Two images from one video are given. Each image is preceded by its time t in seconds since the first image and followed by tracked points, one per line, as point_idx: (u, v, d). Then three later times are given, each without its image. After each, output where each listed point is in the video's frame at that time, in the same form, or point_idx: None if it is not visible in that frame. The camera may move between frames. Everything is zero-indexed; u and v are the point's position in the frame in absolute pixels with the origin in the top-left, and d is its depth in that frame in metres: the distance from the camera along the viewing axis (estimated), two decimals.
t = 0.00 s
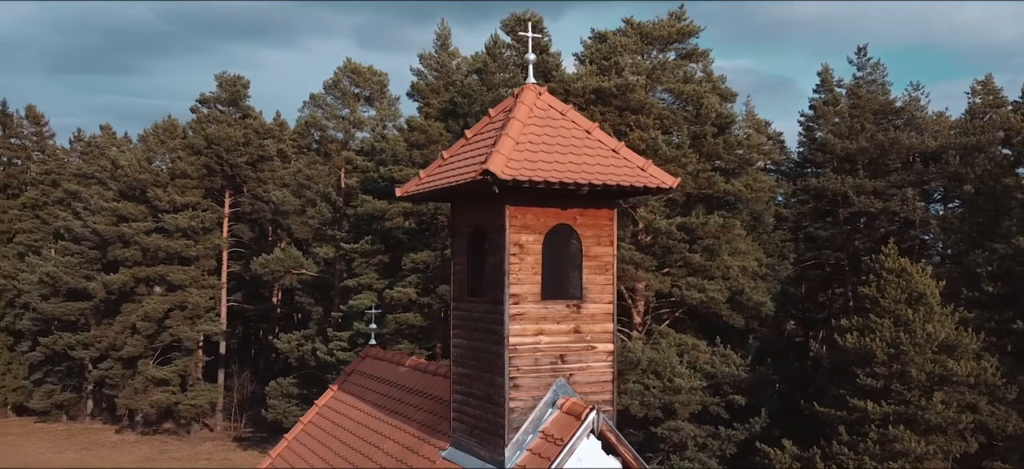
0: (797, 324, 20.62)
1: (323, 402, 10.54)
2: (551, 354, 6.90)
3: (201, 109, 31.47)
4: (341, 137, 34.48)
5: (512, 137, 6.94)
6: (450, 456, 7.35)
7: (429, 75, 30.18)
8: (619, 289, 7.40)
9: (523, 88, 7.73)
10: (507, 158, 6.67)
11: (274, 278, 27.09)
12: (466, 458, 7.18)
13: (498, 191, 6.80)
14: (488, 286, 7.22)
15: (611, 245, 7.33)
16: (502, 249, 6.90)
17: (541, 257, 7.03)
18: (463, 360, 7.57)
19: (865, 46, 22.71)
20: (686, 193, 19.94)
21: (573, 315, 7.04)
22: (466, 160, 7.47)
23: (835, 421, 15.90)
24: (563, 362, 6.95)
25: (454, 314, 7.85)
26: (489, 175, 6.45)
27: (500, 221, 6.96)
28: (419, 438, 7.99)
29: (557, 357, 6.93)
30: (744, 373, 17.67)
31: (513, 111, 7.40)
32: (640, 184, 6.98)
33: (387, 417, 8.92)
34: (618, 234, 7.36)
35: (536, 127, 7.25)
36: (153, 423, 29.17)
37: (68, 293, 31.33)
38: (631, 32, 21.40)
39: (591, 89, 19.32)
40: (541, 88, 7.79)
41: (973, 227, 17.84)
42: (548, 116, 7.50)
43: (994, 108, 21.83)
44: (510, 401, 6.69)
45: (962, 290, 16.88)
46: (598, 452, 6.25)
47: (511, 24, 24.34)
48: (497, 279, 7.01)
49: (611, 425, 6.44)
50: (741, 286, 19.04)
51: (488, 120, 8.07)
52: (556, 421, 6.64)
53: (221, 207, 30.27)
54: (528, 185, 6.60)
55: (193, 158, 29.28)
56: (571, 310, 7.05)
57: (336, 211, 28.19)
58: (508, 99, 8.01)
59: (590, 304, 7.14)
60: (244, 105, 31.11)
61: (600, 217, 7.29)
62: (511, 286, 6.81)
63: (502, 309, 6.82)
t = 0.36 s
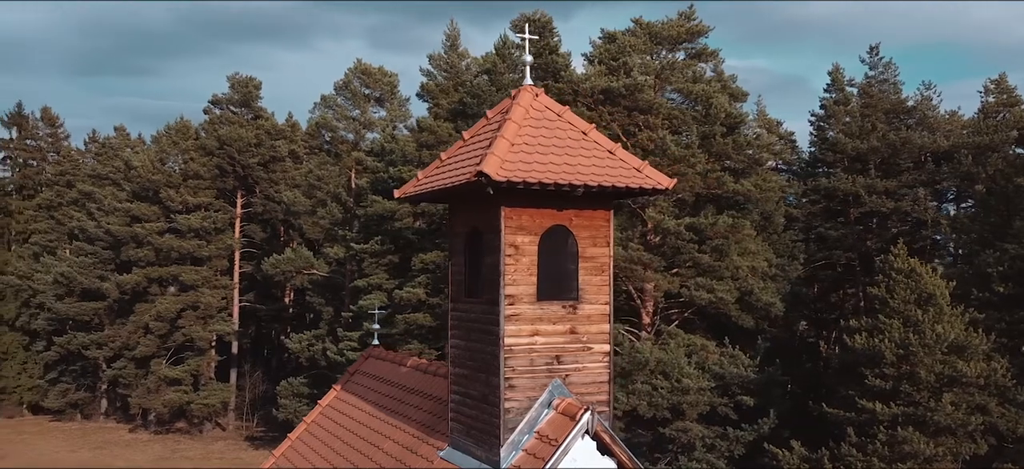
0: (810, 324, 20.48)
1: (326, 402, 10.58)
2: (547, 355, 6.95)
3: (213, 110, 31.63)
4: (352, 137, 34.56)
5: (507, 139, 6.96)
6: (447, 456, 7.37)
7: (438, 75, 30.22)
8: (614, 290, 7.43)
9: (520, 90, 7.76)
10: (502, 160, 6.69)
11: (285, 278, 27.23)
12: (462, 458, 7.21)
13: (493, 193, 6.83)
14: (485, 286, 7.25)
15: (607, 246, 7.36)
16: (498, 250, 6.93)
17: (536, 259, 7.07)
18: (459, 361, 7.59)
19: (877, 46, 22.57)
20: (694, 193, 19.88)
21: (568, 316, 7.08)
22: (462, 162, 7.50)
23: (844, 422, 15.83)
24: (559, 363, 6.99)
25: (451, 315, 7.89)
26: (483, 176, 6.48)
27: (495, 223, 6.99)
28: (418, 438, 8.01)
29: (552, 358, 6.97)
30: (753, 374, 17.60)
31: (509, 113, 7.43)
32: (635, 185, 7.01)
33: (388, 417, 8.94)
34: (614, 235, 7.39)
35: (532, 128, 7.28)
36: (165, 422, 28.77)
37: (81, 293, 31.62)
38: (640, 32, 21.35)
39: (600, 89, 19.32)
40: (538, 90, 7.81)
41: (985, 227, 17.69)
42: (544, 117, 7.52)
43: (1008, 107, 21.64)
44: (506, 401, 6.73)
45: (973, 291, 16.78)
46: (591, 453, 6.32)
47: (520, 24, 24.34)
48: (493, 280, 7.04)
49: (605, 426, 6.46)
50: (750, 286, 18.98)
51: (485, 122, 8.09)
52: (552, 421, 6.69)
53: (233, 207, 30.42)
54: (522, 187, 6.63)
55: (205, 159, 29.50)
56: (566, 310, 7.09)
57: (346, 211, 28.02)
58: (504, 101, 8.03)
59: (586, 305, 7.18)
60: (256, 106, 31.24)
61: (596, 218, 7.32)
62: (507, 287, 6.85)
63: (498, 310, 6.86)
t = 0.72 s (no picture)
0: (821, 325, 19.93)
1: (328, 402, 10.62)
2: (542, 355, 6.96)
3: (225, 111, 31.79)
4: (362, 138, 34.61)
5: (502, 140, 6.97)
6: (445, 456, 7.39)
7: (447, 76, 30.19)
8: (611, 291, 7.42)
9: (516, 91, 7.77)
10: (496, 161, 6.72)
11: (295, 278, 27.34)
12: (459, 458, 7.24)
13: (487, 193, 6.86)
14: (481, 287, 7.27)
15: (603, 247, 7.37)
16: (493, 251, 6.96)
17: (532, 259, 7.08)
18: (456, 361, 7.61)
19: (888, 45, 22.43)
20: (703, 193, 19.85)
21: (564, 317, 7.09)
22: (458, 163, 7.53)
23: (852, 423, 15.76)
24: (554, 363, 7.00)
25: (448, 315, 7.92)
26: (477, 178, 6.51)
27: (491, 224, 7.02)
28: (417, 438, 8.04)
29: (548, 358, 6.98)
30: (761, 374, 17.54)
31: (504, 114, 7.45)
32: (631, 186, 7.02)
33: (388, 417, 8.97)
34: (611, 235, 7.40)
35: (527, 129, 7.29)
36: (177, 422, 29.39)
37: (94, 294, 32.14)
38: (648, 32, 21.27)
39: (608, 90, 19.32)
40: (534, 91, 7.83)
41: (996, 226, 17.55)
42: (540, 118, 7.53)
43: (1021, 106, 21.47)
44: (501, 402, 6.76)
45: (983, 292, 16.68)
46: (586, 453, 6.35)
47: (529, 24, 24.32)
48: (489, 281, 7.06)
49: (600, 427, 6.48)
50: (759, 287, 18.89)
51: (482, 123, 8.11)
52: (547, 422, 6.71)
53: (244, 208, 30.55)
54: (517, 188, 6.65)
55: (216, 160, 29.64)
56: (562, 311, 7.10)
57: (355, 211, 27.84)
58: (501, 102, 8.05)
59: (582, 306, 7.19)
60: (267, 107, 31.33)
61: (592, 219, 7.33)
62: (502, 287, 6.87)
63: (493, 311, 6.89)
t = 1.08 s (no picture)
0: (831, 325, 19.71)
1: (331, 401, 10.65)
2: (539, 355, 6.97)
3: (236, 112, 31.90)
4: (372, 139, 34.63)
5: (498, 141, 6.99)
6: (443, 457, 7.42)
7: (455, 77, 30.06)
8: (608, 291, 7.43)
9: (514, 92, 7.80)
10: (492, 162, 6.73)
11: (305, 278, 27.46)
12: (456, 458, 7.27)
13: (483, 194, 6.88)
14: (478, 287, 7.30)
15: (600, 248, 7.37)
16: (489, 251, 6.99)
17: (528, 259, 7.09)
18: (453, 361, 7.63)
19: (900, 44, 22.26)
20: (711, 193, 19.82)
21: (560, 317, 7.11)
22: (455, 163, 7.56)
23: (860, 424, 15.69)
24: (550, 364, 7.01)
25: (445, 316, 7.94)
26: (472, 178, 6.52)
27: (487, 224, 7.04)
28: (416, 438, 8.07)
29: (544, 359, 6.99)
30: (769, 375, 17.48)
31: (501, 115, 7.47)
32: (627, 186, 7.01)
33: (388, 418, 8.98)
34: (608, 236, 7.39)
35: (524, 130, 7.31)
36: (189, 421, 29.57)
37: (107, 294, 32.50)
38: (657, 32, 21.20)
39: (616, 90, 19.31)
40: (532, 92, 7.85)
41: (1007, 226, 17.40)
42: (537, 119, 7.55)
43: None
44: (497, 402, 6.77)
45: (993, 292, 16.60)
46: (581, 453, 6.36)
47: (538, 25, 24.29)
48: (485, 281, 7.08)
49: (596, 427, 6.50)
50: (767, 287, 18.83)
51: (480, 123, 8.15)
52: (542, 422, 6.71)
53: (255, 208, 30.68)
54: (512, 188, 6.66)
55: (227, 160, 29.73)
56: (558, 311, 7.11)
57: (365, 212, 27.77)
58: (499, 103, 8.08)
59: (578, 307, 7.19)
60: (278, 108, 31.43)
61: (589, 219, 7.33)
62: (498, 288, 6.89)
63: (489, 311, 6.91)
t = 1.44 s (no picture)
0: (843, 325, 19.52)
1: (334, 401, 10.67)
2: (536, 355, 6.99)
3: (248, 113, 32.05)
4: (382, 139, 34.69)
5: (494, 142, 6.99)
6: (441, 456, 7.44)
7: (464, 77, 29.92)
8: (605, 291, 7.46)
9: (511, 93, 7.80)
10: (487, 162, 6.73)
11: (315, 279, 27.57)
12: (455, 458, 7.28)
13: (479, 194, 6.88)
14: (475, 287, 7.32)
15: (597, 248, 7.40)
16: (486, 251, 7.00)
17: (525, 259, 7.11)
18: (452, 361, 7.65)
19: (912, 43, 22.12)
20: (720, 193, 19.71)
21: (557, 317, 7.12)
22: (452, 163, 7.57)
23: (868, 425, 15.61)
24: (547, 363, 7.03)
25: (444, 316, 7.95)
26: (467, 179, 6.53)
27: (483, 224, 7.06)
28: (416, 438, 8.08)
29: (540, 358, 7.01)
30: (778, 375, 17.42)
31: (498, 116, 7.48)
32: (623, 187, 7.02)
33: (389, 418, 9.00)
34: (605, 236, 7.42)
35: (521, 131, 7.31)
36: (201, 420, 29.80)
37: (120, 294, 32.83)
38: (666, 32, 21.15)
39: (624, 90, 19.29)
40: (529, 92, 7.85)
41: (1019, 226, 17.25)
42: (534, 119, 7.55)
43: None
44: (493, 402, 6.79)
45: (1003, 293, 16.52)
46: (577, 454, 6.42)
47: (547, 25, 24.25)
48: (481, 281, 7.10)
49: (591, 427, 6.63)
50: (776, 287, 18.75)
51: (478, 124, 8.15)
52: (539, 422, 6.74)
53: (266, 209, 30.80)
54: (508, 188, 6.67)
55: (239, 161, 29.83)
56: (555, 311, 7.13)
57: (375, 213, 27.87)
58: (496, 103, 8.09)
59: (575, 307, 7.21)
60: (289, 109, 31.55)
61: (586, 219, 7.36)
62: (494, 288, 6.91)
63: (485, 311, 6.93)
